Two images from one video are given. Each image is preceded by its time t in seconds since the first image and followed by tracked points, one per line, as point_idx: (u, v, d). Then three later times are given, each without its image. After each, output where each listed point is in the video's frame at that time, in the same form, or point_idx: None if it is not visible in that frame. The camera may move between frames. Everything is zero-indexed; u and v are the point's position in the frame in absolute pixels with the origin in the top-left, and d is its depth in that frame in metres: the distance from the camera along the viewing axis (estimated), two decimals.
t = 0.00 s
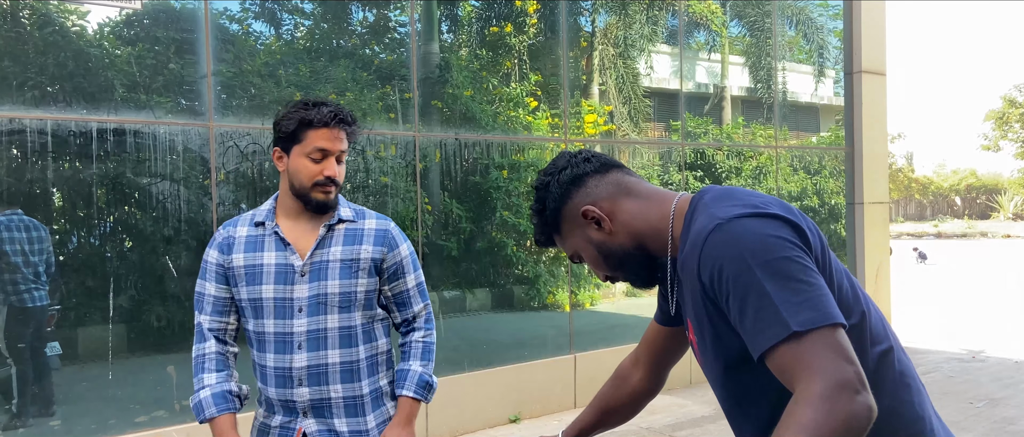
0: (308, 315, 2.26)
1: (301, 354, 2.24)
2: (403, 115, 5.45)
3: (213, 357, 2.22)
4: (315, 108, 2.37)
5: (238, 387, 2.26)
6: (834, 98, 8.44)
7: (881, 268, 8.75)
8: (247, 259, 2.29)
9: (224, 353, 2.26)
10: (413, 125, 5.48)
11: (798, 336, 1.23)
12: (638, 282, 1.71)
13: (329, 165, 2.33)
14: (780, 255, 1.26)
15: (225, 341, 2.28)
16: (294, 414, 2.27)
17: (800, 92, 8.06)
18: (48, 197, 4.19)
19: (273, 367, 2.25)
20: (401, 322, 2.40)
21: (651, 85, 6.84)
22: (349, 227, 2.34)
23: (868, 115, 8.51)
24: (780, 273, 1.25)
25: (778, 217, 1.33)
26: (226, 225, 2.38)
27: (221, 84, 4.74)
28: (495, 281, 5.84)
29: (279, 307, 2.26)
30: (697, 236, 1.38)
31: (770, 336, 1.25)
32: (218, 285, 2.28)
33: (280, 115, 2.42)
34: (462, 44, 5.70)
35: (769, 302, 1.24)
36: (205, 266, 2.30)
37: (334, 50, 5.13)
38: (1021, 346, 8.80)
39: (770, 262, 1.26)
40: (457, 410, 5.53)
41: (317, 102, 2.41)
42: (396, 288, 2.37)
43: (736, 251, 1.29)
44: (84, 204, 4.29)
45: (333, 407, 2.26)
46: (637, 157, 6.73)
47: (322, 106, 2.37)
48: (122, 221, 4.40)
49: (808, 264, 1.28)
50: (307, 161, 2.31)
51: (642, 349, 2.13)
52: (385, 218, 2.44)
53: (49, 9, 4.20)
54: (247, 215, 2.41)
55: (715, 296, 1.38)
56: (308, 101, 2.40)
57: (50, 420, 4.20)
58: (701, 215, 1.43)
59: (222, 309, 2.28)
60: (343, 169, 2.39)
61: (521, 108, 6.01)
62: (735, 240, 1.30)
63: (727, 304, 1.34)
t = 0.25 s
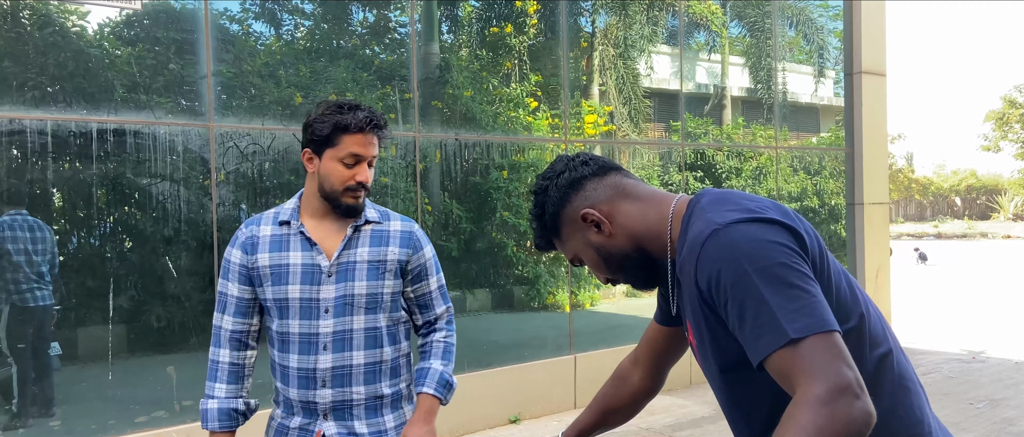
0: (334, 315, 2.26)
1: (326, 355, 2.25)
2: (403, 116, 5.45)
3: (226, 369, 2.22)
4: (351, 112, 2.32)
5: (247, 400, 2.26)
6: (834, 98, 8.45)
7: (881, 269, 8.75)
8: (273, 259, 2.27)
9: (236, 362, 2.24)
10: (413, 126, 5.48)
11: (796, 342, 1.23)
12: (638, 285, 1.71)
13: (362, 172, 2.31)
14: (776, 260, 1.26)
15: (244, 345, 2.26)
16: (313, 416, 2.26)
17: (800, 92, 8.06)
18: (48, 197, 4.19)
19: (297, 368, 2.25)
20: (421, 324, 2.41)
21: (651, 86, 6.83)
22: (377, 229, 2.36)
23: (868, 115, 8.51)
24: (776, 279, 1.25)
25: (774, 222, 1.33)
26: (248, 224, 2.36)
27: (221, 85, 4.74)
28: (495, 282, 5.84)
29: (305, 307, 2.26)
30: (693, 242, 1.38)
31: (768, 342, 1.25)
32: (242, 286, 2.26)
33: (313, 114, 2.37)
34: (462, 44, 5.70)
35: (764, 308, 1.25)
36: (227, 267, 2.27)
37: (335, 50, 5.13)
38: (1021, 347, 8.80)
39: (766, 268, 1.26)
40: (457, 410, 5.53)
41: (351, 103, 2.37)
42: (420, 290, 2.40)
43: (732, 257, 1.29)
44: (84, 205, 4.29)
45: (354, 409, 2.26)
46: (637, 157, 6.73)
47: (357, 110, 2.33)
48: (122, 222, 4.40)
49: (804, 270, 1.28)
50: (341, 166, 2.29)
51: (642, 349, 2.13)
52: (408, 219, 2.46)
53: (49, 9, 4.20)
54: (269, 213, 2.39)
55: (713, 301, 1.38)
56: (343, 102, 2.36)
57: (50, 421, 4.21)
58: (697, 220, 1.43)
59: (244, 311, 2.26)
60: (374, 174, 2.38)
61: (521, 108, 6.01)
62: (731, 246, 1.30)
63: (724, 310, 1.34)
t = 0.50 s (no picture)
0: (353, 317, 2.27)
1: (343, 356, 2.25)
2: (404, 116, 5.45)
3: (242, 364, 2.24)
4: (375, 113, 2.32)
5: (263, 394, 2.28)
6: (835, 99, 8.45)
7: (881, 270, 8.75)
8: (294, 258, 2.28)
9: (252, 357, 2.25)
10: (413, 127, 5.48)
11: (806, 341, 1.23)
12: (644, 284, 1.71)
13: (386, 174, 2.31)
14: (789, 259, 1.26)
15: (260, 341, 2.27)
16: (326, 417, 2.26)
17: (800, 93, 8.06)
18: (49, 198, 4.19)
19: (313, 367, 2.25)
20: (445, 326, 2.43)
21: (651, 86, 6.83)
22: (401, 231, 2.38)
23: (868, 116, 8.52)
24: (789, 277, 1.25)
25: (788, 222, 1.33)
26: (270, 221, 2.37)
27: (221, 85, 4.74)
28: (495, 282, 5.84)
29: (324, 307, 2.27)
30: (706, 239, 1.38)
31: (777, 340, 1.25)
32: (261, 284, 2.27)
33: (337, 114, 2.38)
34: (462, 45, 5.70)
35: (775, 305, 1.24)
36: (247, 264, 2.29)
37: (335, 51, 5.13)
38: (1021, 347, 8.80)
39: (778, 266, 1.26)
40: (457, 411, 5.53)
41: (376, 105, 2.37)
42: (441, 293, 2.42)
43: (745, 254, 1.29)
44: (85, 205, 4.29)
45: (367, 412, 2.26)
46: (637, 158, 6.73)
47: (382, 111, 2.33)
48: (123, 222, 4.40)
49: (817, 270, 1.28)
50: (364, 167, 2.29)
51: (641, 350, 2.13)
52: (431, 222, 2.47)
53: (50, 10, 4.20)
54: (290, 211, 2.40)
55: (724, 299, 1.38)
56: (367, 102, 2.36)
57: (50, 421, 4.21)
58: (709, 218, 1.43)
59: (260, 307, 2.27)
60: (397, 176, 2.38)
61: (521, 109, 6.01)
62: (745, 243, 1.30)
63: (735, 307, 1.34)
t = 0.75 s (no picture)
0: (361, 319, 2.26)
1: (349, 358, 2.25)
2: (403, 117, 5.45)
3: (268, 357, 2.23)
4: (382, 111, 2.35)
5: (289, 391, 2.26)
6: (835, 100, 8.45)
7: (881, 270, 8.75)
8: (309, 257, 2.29)
9: (276, 352, 2.25)
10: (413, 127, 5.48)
11: (800, 336, 1.23)
12: (638, 281, 1.70)
13: (392, 170, 2.31)
14: (785, 255, 1.26)
15: (282, 337, 2.28)
16: (331, 417, 2.26)
17: (801, 93, 8.06)
18: (49, 198, 4.19)
19: (322, 366, 2.26)
20: (456, 337, 2.39)
21: (651, 87, 6.83)
22: (415, 235, 2.36)
23: (869, 116, 8.52)
24: (784, 273, 1.25)
25: (784, 218, 1.32)
26: (290, 219, 2.39)
27: (221, 85, 4.74)
28: (495, 282, 5.83)
29: (333, 307, 2.27)
30: (702, 235, 1.38)
31: (772, 335, 1.25)
32: (279, 280, 2.29)
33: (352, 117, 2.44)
34: (462, 45, 5.70)
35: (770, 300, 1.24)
36: (267, 260, 2.32)
37: (335, 51, 5.13)
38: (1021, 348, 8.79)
39: (774, 261, 1.26)
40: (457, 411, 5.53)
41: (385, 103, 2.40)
42: (452, 301, 2.37)
43: (741, 250, 1.29)
44: (85, 205, 4.29)
45: (371, 415, 2.25)
46: (637, 158, 6.73)
47: (389, 108, 2.35)
48: (123, 222, 4.40)
49: (812, 266, 1.28)
50: (371, 164, 2.31)
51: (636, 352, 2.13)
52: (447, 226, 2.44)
53: (50, 10, 4.20)
54: (311, 211, 2.42)
55: (721, 295, 1.38)
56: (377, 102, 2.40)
57: (50, 421, 4.21)
58: (706, 214, 1.43)
59: (281, 304, 2.29)
60: (408, 174, 2.37)
61: (521, 109, 6.01)
62: (742, 239, 1.30)
63: (731, 303, 1.34)
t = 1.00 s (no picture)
0: (366, 320, 2.26)
1: (352, 358, 2.25)
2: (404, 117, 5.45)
3: (281, 352, 2.23)
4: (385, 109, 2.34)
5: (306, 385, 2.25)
6: (835, 100, 8.46)
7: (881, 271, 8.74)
8: (317, 256, 2.30)
9: (290, 347, 2.25)
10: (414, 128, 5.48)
11: (798, 344, 1.23)
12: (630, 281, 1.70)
13: (395, 168, 2.30)
14: (783, 262, 1.26)
15: (293, 334, 2.28)
16: (334, 416, 2.27)
17: (801, 94, 8.06)
18: (49, 198, 4.19)
19: (327, 366, 2.27)
20: (464, 339, 2.41)
21: (651, 87, 6.83)
22: (422, 236, 2.36)
23: (868, 117, 8.52)
24: (783, 281, 1.24)
25: (780, 225, 1.32)
26: (300, 219, 2.40)
27: (222, 86, 4.74)
28: (495, 283, 5.84)
29: (339, 308, 2.27)
30: (698, 241, 1.37)
31: (770, 343, 1.25)
32: (287, 278, 2.30)
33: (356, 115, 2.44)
34: (462, 45, 5.70)
35: (769, 308, 1.24)
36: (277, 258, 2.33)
37: (335, 52, 5.13)
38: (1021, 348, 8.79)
39: (772, 269, 1.25)
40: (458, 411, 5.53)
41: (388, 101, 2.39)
42: (459, 302, 2.39)
43: (738, 257, 1.28)
44: (85, 206, 4.29)
45: (372, 416, 2.25)
46: (636, 159, 6.73)
47: (392, 106, 2.35)
48: (123, 223, 4.40)
49: (809, 273, 1.28)
50: (375, 163, 2.31)
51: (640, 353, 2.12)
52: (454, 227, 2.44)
53: (50, 10, 4.21)
54: (319, 211, 2.43)
55: (716, 302, 1.38)
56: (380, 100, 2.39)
57: (50, 421, 4.21)
58: (702, 221, 1.42)
59: (290, 303, 2.29)
60: (412, 172, 2.36)
61: (521, 109, 6.01)
62: (740, 246, 1.29)
63: (727, 310, 1.33)
